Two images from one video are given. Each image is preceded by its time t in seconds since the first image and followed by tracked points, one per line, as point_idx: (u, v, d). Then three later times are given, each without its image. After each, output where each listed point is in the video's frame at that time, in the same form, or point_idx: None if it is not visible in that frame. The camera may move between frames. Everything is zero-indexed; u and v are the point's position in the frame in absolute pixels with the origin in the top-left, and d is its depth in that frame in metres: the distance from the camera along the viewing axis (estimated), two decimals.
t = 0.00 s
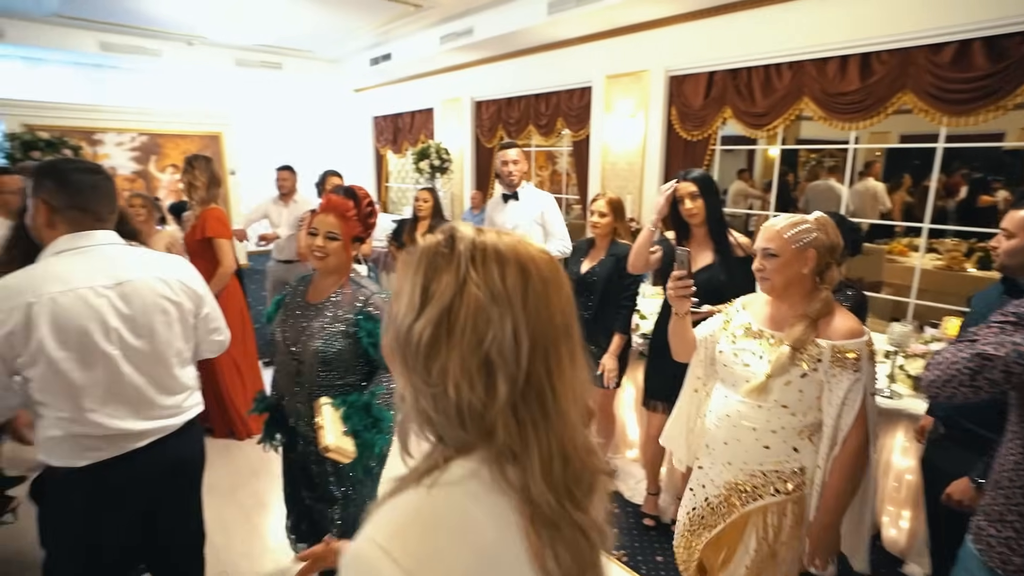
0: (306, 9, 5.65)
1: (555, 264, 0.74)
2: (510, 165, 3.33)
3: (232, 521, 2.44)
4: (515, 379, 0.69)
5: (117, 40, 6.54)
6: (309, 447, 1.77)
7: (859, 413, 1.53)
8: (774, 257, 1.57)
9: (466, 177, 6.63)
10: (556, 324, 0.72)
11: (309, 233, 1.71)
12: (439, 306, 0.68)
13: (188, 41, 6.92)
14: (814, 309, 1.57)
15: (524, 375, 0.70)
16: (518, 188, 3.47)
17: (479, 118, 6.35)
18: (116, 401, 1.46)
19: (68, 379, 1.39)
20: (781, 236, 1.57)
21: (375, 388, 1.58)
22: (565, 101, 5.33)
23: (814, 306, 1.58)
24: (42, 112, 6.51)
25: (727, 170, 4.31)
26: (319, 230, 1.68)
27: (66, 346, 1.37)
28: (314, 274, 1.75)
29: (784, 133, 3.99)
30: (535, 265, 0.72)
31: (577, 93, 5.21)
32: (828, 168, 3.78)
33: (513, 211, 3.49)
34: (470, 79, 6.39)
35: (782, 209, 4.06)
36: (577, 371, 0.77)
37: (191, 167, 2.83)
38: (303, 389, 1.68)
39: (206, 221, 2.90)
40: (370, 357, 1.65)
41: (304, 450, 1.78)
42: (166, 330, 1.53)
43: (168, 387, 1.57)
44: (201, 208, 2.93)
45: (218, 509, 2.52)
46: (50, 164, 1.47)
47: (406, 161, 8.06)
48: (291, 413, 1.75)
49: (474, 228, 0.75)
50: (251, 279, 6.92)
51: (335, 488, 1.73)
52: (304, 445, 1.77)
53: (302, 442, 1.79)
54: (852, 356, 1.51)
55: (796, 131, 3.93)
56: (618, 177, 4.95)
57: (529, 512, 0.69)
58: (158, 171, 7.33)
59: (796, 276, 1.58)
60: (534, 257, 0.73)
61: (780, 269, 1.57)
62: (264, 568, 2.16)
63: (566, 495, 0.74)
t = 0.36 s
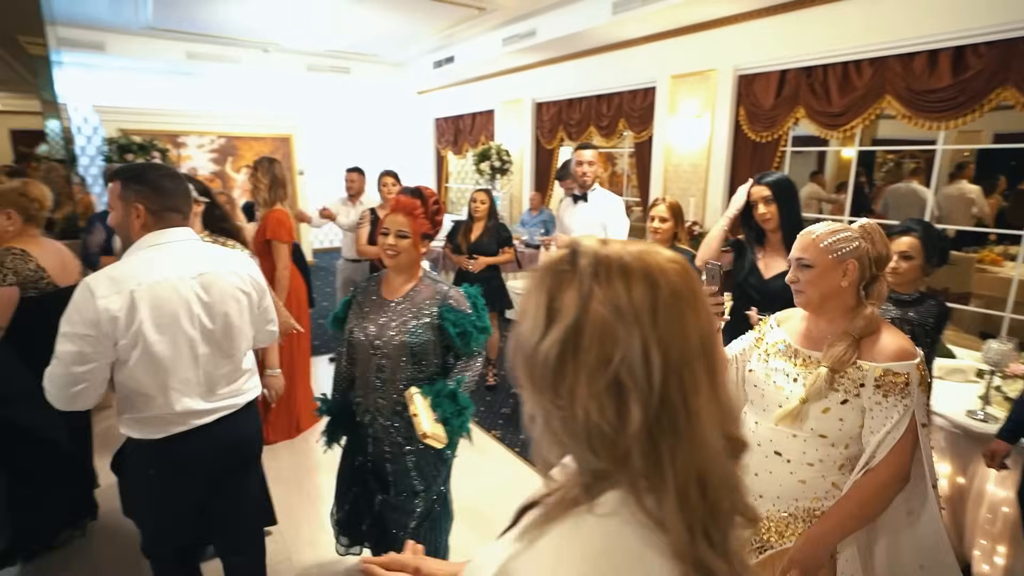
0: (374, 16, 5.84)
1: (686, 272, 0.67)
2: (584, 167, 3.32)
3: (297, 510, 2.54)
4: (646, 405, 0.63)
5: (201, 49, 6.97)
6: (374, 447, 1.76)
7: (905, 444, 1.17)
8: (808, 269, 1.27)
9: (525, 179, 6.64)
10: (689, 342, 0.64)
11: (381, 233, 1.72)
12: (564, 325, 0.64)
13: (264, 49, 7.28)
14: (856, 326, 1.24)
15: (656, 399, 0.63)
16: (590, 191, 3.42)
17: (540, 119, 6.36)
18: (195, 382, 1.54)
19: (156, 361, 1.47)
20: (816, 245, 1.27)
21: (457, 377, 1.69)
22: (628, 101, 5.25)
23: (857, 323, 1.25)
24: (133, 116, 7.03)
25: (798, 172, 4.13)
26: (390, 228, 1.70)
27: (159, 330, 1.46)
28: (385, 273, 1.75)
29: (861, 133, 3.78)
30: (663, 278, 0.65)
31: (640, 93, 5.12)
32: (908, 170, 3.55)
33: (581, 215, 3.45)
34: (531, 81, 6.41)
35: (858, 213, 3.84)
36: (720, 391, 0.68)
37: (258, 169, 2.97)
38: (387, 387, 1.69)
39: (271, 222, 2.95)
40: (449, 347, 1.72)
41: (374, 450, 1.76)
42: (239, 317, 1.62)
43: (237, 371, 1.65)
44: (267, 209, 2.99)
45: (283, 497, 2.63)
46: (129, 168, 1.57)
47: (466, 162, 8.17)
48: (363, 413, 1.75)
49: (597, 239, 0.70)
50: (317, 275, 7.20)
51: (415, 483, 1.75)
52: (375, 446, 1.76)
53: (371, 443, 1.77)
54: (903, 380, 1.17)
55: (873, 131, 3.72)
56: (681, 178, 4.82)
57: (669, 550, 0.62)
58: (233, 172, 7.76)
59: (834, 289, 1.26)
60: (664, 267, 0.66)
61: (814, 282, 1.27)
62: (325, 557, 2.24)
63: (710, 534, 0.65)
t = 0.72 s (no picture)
0: (443, 19, 5.95)
1: (772, 279, 0.64)
2: (665, 172, 3.21)
3: (358, 505, 2.60)
4: (692, 397, 0.63)
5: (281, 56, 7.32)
6: (445, 456, 1.74)
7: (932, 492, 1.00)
8: (831, 289, 1.10)
9: (589, 180, 6.56)
10: (747, 351, 0.61)
11: (450, 239, 1.70)
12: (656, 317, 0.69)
13: (339, 54, 7.56)
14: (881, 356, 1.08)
15: (703, 396, 0.62)
16: (671, 197, 3.19)
17: (606, 120, 6.26)
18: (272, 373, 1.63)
19: (245, 351, 1.54)
20: (843, 261, 1.09)
21: (533, 380, 1.68)
22: (698, 101, 5.08)
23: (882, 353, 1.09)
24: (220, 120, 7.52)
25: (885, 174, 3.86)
26: (461, 233, 1.68)
27: (252, 320, 1.52)
28: (451, 278, 1.73)
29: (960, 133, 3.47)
30: (742, 285, 0.64)
31: (712, 93, 4.94)
32: (1016, 174, 3.24)
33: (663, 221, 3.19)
34: (598, 81, 6.32)
35: (954, 220, 3.54)
36: (784, 414, 0.61)
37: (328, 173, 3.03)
38: (465, 393, 1.68)
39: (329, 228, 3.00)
40: (521, 351, 1.71)
41: (444, 458, 1.74)
42: (303, 312, 1.71)
43: (297, 362, 1.74)
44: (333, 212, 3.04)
45: (345, 491, 2.71)
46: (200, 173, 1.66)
47: (530, 163, 8.17)
48: (435, 421, 1.73)
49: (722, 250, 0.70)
50: (383, 272, 7.42)
51: (489, 489, 1.75)
52: (448, 454, 1.74)
53: (441, 451, 1.75)
54: (931, 418, 1.01)
55: (974, 130, 3.41)
56: (754, 181, 4.60)
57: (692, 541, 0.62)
58: (307, 172, 8.18)
59: (859, 312, 1.11)
60: (751, 277, 0.64)
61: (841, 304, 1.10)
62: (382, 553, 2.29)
63: (749, 551, 0.61)
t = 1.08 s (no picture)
0: (517, 22, 5.98)
1: (915, 303, 0.56)
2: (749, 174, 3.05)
3: (422, 502, 2.64)
4: (812, 421, 0.56)
5: (362, 61, 7.63)
6: (516, 475, 1.68)
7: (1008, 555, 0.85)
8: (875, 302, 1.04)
9: (664, 182, 6.37)
10: (882, 375, 0.53)
11: (539, 246, 1.68)
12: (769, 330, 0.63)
13: (416, 58, 7.78)
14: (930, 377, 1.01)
15: (825, 421, 0.56)
16: (755, 201, 3.02)
17: (683, 120, 6.06)
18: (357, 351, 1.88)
19: (355, 328, 1.79)
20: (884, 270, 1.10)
21: (611, 403, 1.63)
22: (784, 100, 4.81)
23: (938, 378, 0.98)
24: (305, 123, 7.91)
25: (999, 176, 3.49)
26: (551, 241, 1.65)
27: (360, 302, 1.79)
28: (542, 287, 1.71)
29: None
30: (875, 301, 0.57)
31: (799, 90, 4.66)
32: None
33: (745, 226, 3.02)
34: (674, 81, 6.13)
35: None
36: (923, 449, 0.53)
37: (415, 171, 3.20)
38: (538, 409, 1.65)
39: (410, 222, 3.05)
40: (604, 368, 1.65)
41: (516, 477, 1.68)
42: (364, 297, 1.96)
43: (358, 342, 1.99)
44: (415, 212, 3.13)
45: (409, 487, 2.76)
46: (292, 172, 1.77)
47: (603, 165, 8.05)
48: (508, 435, 1.70)
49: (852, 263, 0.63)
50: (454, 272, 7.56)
51: (562, 516, 1.65)
52: (520, 474, 1.68)
53: (513, 468, 1.69)
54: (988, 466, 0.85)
55: None
56: (844, 183, 4.29)
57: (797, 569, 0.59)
58: (383, 172, 8.58)
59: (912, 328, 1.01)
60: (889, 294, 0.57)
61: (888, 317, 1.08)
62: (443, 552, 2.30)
63: None
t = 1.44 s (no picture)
0: (582, 21, 5.92)
1: None
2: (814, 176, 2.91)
3: (474, 501, 2.65)
4: (933, 479, 0.49)
5: (430, 64, 7.80)
6: (575, 486, 1.67)
7: None
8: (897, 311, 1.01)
9: (731, 185, 6.13)
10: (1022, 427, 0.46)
11: (628, 256, 1.63)
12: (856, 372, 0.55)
13: (482, 60, 7.88)
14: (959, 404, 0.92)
15: (952, 479, 0.48)
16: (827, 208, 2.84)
17: (754, 119, 5.82)
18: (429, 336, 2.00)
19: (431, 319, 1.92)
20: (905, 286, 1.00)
21: (678, 434, 1.48)
22: (865, 97, 4.54)
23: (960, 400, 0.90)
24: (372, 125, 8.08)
25: None
26: (643, 252, 1.61)
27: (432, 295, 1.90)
28: (623, 299, 1.66)
29: None
30: (998, 341, 0.49)
31: (883, 87, 4.38)
32: None
33: (814, 233, 2.85)
34: (746, 79, 5.90)
35: None
36: None
37: (483, 176, 3.35)
38: (598, 424, 1.61)
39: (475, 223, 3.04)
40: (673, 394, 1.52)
41: (574, 487, 1.67)
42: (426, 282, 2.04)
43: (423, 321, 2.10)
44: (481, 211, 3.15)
45: (463, 487, 2.77)
46: (359, 174, 1.82)
47: (668, 166, 7.86)
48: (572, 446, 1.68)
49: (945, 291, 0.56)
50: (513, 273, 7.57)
51: (617, 538, 1.57)
52: (579, 485, 1.66)
53: (573, 477, 1.68)
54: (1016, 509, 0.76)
55: None
56: (934, 186, 3.97)
57: None
58: (447, 173, 8.54)
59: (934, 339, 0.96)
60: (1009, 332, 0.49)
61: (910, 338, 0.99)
62: (493, 554, 2.29)
63: None
